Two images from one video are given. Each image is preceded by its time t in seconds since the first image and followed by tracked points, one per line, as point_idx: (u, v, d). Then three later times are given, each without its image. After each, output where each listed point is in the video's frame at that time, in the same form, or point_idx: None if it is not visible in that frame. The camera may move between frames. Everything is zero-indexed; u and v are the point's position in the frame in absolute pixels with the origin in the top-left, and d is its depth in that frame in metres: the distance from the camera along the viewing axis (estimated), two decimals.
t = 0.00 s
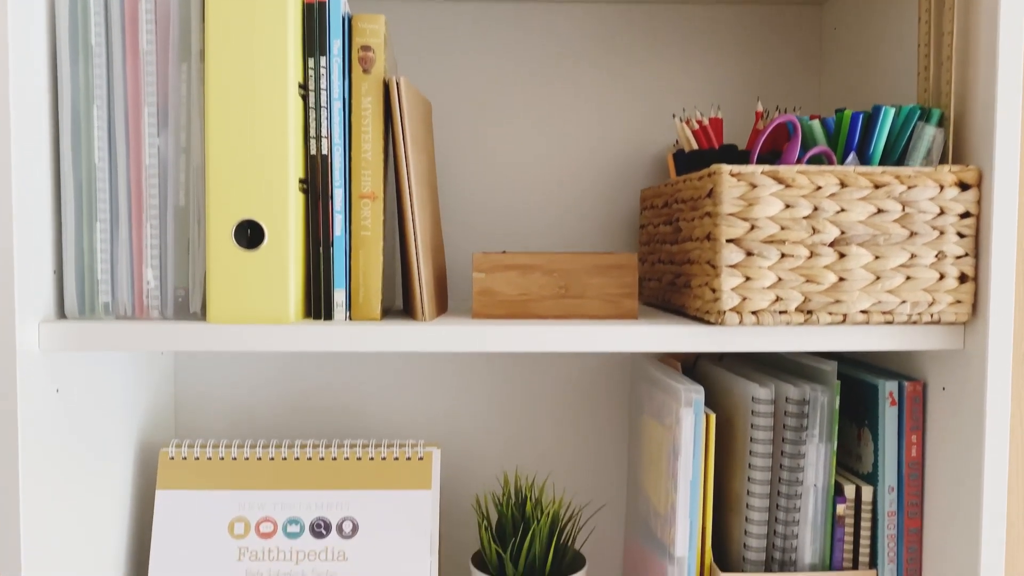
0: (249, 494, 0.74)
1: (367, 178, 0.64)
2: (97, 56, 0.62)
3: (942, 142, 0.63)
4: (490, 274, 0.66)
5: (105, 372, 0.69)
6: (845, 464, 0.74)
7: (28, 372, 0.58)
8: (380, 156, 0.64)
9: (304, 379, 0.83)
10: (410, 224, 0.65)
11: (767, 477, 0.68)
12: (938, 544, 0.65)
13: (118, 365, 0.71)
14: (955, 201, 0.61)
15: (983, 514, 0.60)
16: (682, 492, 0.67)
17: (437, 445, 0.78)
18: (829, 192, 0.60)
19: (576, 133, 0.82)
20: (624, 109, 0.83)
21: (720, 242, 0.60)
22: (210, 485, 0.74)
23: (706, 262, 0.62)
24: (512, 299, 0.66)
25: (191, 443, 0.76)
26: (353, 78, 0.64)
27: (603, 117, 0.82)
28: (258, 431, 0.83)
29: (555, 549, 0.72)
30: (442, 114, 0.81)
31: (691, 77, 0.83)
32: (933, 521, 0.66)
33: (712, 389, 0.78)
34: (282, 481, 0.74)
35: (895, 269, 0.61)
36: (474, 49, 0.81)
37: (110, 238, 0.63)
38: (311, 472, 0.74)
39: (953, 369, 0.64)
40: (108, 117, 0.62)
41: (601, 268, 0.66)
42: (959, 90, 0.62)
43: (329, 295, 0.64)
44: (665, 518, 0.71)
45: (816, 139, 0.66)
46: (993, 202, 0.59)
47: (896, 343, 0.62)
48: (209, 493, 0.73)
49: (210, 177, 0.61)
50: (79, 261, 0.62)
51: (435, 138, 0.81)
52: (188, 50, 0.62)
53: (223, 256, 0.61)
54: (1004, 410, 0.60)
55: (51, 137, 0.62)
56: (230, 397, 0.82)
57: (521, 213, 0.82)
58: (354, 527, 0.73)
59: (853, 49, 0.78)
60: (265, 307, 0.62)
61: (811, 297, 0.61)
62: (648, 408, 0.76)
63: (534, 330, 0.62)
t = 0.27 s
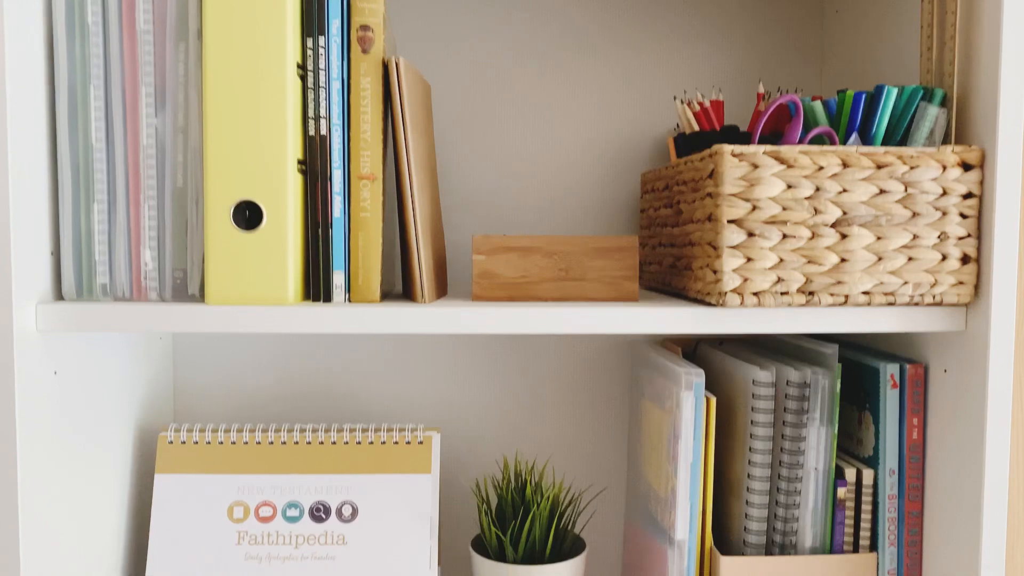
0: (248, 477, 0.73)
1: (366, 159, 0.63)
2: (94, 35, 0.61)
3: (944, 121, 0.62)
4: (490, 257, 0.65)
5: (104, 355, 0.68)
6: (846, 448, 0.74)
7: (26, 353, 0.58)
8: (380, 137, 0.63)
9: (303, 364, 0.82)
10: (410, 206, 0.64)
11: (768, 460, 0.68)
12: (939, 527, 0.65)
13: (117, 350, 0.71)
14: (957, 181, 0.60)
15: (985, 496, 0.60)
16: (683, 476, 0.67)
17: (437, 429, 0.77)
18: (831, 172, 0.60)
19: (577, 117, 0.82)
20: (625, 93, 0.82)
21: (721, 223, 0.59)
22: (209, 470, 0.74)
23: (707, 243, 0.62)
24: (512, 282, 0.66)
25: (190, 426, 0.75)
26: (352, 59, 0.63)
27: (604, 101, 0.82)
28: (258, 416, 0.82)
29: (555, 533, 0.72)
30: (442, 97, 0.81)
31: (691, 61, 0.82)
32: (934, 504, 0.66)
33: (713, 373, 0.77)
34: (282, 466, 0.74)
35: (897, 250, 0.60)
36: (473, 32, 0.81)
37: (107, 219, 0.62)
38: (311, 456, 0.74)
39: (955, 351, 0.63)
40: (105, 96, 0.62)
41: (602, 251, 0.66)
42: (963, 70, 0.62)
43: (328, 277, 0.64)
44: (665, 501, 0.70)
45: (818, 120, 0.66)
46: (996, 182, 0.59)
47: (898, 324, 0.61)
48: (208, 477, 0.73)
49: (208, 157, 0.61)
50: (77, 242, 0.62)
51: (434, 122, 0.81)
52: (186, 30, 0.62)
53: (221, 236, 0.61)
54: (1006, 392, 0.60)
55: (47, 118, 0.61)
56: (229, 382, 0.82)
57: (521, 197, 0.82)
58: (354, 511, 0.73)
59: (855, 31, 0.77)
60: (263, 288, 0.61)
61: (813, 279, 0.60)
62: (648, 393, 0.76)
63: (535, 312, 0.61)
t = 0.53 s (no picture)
0: (246, 463, 0.73)
1: (364, 142, 0.63)
2: (89, 18, 0.61)
3: (945, 104, 0.62)
4: (489, 241, 0.65)
5: (102, 340, 0.68)
6: (846, 433, 0.74)
7: (22, 336, 0.57)
8: (377, 120, 0.63)
9: (301, 351, 0.82)
10: (408, 190, 0.64)
11: (768, 445, 0.68)
12: (939, 512, 0.65)
13: (114, 336, 0.70)
14: (958, 164, 0.60)
15: (985, 479, 0.60)
16: (682, 460, 0.67)
17: (435, 415, 0.77)
18: (832, 154, 0.60)
19: (575, 103, 0.82)
20: (624, 78, 0.82)
21: (721, 206, 0.59)
22: (207, 456, 0.73)
23: (706, 227, 0.62)
24: (511, 266, 0.65)
25: (188, 413, 0.75)
26: (349, 41, 0.63)
27: (603, 87, 0.82)
28: (256, 403, 0.82)
29: (554, 519, 0.72)
30: (440, 83, 0.80)
31: (691, 46, 0.82)
32: (934, 489, 0.66)
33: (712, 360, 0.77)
34: (280, 451, 0.74)
35: (898, 233, 0.60)
36: (472, 17, 0.80)
37: (104, 203, 0.62)
38: (309, 442, 0.74)
39: (956, 335, 0.63)
40: (101, 79, 0.61)
41: (601, 235, 0.65)
42: (964, 53, 0.61)
43: (326, 261, 0.63)
44: (665, 487, 0.70)
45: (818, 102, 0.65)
46: (997, 164, 0.59)
47: (899, 308, 0.61)
48: (207, 463, 0.73)
49: (204, 140, 0.60)
50: (74, 226, 0.62)
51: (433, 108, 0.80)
52: (182, 12, 0.62)
53: (218, 219, 0.61)
54: (1007, 376, 0.60)
55: (43, 101, 0.61)
56: (227, 369, 0.82)
57: (521, 183, 0.82)
58: (352, 498, 0.73)
59: (855, 16, 0.77)
60: (260, 271, 0.61)
61: (813, 262, 0.60)
62: (648, 379, 0.76)
63: (533, 296, 0.61)
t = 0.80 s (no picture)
0: (244, 448, 0.73)
1: (360, 123, 0.63)
2: None
3: (945, 84, 0.62)
4: (486, 223, 0.64)
5: (98, 324, 0.68)
6: (845, 418, 0.74)
7: (16, 317, 0.57)
8: (374, 101, 0.63)
9: (299, 336, 0.81)
10: (404, 169, 0.63)
11: (766, 428, 0.67)
12: (938, 495, 0.65)
13: (111, 320, 0.70)
14: (959, 144, 0.59)
15: (985, 462, 0.60)
16: (681, 444, 0.67)
17: (434, 400, 0.77)
18: (832, 134, 0.59)
19: (574, 87, 0.81)
20: (623, 62, 0.81)
21: (720, 186, 0.59)
22: (204, 440, 0.73)
23: (705, 208, 0.61)
24: (509, 249, 0.65)
25: (185, 397, 0.75)
26: (345, 21, 0.62)
27: (602, 70, 0.81)
28: (253, 389, 0.82)
29: (552, 504, 0.72)
30: (438, 66, 0.80)
31: (690, 30, 0.81)
32: (933, 472, 0.66)
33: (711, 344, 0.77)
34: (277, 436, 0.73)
35: (898, 214, 0.60)
36: None
37: (99, 184, 0.61)
38: (307, 427, 0.74)
39: (956, 317, 0.63)
40: (95, 58, 0.61)
41: (600, 218, 0.65)
42: (965, 33, 0.61)
43: (322, 242, 0.63)
44: (663, 471, 0.70)
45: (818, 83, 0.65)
46: (998, 144, 0.58)
47: (899, 290, 0.61)
48: (204, 448, 0.73)
49: (200, 119, 0.60)
50: (69, 207, 0.61)
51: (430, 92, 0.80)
52: None
53: (214, 200, 0.60)
54: (1007, 357, 0.60)
55: (37, 80, 0.60)
56: (224, 354, 0.81)
57: (519, 168, 0.81)
58: (349, 482, 0.73)
59: None
60: (257, 253, 0.60)
61: (813, 243, 0.60)
62: (647, 364, 0.76)
63: (532, 278, 0.61)
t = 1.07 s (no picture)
0: (241, 435, 0.73)
1: (357, 107, 0.62)
2: None
3: (946, 67, 0.61)
4: (484, 208, 0.64)
5: (94, 309, 0.67)
6: (844, 404, 0.73)
7: (11, 302, 0.57)
8: (371, 84, 0.62)
9: (296, 324, 0.81)
10: (402, 152, 0.63)
11: (765, 414, 0.67)
12: (938, 480, 0.65)
13: (107, 306, 0.70)
14: (959, 127, 0.59)
15: (985, 446, 0.60)
16: (679, 429, 0.67)
17: (432, 387, 0.77)
18: (832, 117, 0.59)
19: (573, 73, 0.81)
20: (622, 48, 0.81)
21: (720, 169, 0.58)
22: (201, 427, 0.73)
23: (705, 192, 0.61)
24: (507, 233, 0.64)
25: (182, 384, 0.75)
26: (342, 4, 0.62)
27: (601, 57, 0.81)
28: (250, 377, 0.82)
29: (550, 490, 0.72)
30: (436, 52, 0.79)
31: (689, 16, 0.81)
32: (932, 458, 0.66)
33: (710, 331, 0.77)
34: (275, 423, 0.73)
35: (898, 197, 0.59)
36: None
37: (94, 167, 0.61)
38: (305, 413, 0.73)
39: (956, 301, 0.63)
40: (90, 42, 0.60)
41: (599, 202, 0.64)
42: (966, 15, 0.61)
43: (319, 226, 0.62)
44: (662, 457, 0.70)
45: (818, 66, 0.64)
46: (999, 127, 0.58)
47: (899, 274, 0.60)
48: (201, 434, 0.73)
49: (195, 102, 0.59)
50: (64, 191, 0.61)
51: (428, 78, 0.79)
52: None
53: (210, 184, 0.60)
54: (1007, 342, 0.59)
55: (31, 63, 0.60)
56: (221, 342, 0.81)
57: (518, 155, 0.81)
58: (347, 469, 0.72)
59: None
60: (253, 237, 0.60)
61: (812, 227, 0.59)
62: (645, 350, 0.75)
63: (529, 262, 0.60)
